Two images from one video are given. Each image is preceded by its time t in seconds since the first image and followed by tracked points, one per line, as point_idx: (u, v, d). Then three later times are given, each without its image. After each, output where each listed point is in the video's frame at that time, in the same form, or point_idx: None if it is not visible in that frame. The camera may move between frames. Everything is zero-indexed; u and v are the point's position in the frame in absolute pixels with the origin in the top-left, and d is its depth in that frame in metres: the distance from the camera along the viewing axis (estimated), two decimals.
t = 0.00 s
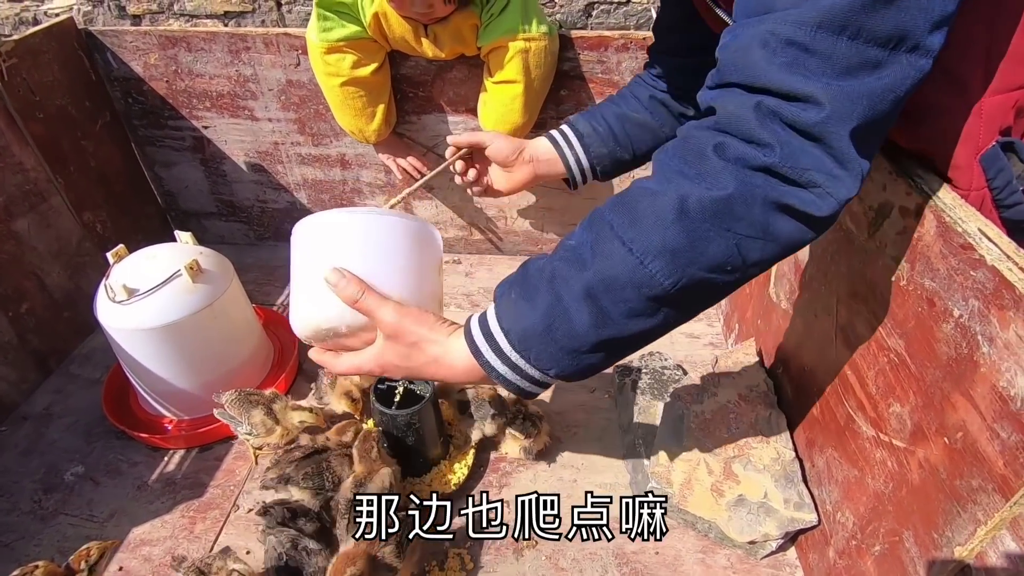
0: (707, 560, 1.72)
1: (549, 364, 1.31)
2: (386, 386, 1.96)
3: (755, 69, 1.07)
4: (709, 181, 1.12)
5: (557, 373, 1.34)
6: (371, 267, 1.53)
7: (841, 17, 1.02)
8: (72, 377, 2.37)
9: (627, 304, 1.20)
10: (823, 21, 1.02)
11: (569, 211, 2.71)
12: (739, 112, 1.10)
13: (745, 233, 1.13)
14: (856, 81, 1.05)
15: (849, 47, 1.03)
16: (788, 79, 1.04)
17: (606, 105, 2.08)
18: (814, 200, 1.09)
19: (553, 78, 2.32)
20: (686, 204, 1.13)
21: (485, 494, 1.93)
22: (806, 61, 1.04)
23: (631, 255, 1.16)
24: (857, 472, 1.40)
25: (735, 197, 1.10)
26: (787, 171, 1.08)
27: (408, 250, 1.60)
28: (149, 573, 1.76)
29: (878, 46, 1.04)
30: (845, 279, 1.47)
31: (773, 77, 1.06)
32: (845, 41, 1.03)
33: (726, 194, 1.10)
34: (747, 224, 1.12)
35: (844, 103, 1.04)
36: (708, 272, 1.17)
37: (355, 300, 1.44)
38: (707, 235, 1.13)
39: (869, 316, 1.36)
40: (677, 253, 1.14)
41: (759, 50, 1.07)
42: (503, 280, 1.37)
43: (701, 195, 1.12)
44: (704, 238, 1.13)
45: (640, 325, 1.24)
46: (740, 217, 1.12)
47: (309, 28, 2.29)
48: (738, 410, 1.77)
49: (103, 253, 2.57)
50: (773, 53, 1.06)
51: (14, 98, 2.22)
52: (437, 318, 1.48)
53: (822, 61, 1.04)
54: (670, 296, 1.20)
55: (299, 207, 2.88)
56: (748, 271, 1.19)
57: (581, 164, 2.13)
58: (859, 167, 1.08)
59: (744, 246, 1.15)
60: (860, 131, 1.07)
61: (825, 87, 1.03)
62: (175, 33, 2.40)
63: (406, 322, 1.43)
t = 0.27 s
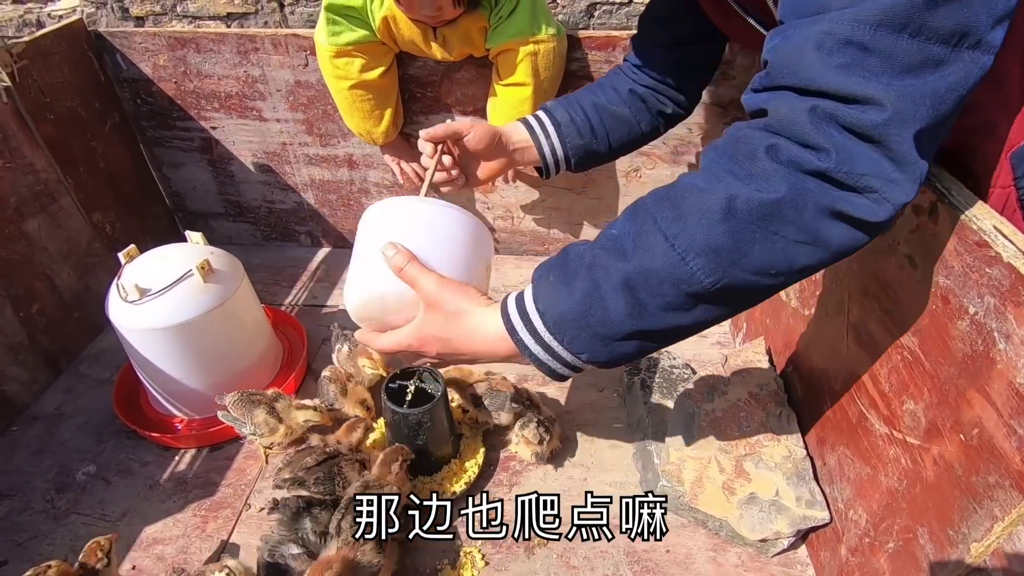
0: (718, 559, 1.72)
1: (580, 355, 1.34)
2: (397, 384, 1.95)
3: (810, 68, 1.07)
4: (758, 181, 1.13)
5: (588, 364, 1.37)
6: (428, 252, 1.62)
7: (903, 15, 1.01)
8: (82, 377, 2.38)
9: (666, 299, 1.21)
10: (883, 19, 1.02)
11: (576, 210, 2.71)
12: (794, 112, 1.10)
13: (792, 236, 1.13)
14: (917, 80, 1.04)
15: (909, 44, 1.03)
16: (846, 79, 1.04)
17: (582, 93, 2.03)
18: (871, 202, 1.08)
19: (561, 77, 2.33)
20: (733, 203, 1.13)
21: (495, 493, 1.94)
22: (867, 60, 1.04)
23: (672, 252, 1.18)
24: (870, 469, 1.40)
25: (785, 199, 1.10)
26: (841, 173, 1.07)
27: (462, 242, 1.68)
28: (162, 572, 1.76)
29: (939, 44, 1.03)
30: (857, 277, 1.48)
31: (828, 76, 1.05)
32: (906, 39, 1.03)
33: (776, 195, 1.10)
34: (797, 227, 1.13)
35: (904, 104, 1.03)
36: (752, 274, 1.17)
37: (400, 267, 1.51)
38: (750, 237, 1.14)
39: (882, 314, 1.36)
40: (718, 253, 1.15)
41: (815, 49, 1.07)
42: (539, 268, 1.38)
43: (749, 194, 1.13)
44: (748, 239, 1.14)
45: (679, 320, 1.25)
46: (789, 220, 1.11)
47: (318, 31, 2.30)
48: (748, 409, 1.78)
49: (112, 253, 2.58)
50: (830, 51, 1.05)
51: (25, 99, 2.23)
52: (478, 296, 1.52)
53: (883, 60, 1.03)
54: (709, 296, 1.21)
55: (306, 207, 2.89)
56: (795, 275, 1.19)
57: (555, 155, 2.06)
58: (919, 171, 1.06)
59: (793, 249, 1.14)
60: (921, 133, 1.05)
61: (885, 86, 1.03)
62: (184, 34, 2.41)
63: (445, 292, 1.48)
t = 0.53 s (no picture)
0: (726, 559, 1.73)
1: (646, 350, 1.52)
2: (406, 383, 1.96)
3: (861, 110, 1.12)
4: (805, 215, 1.22)
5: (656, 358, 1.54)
6: (555, 241, 1.78)
7: (953, 56, 1.03)
8: (92, 375, 2.40)
9: (721, 310, 1.35)
10: (934, 62, 1.05)
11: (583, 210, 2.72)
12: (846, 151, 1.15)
13: (838, 269, 1.20)
14: (974, 118, 1.04)
15: (964, 83, 1.04)
16: (894, 121, 1.08)
17: (654, 68, 2.14)
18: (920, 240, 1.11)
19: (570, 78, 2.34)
20: (782, 230, 1.23)
21: (502, 492, 1.94)
22: (917, 102, 1.06)
23: (722, 273, 1.32)
24: (879, 469, 1.41)
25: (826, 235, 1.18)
26: (887, 214, 1.12)
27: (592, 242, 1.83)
28: (173, 568, 1.77)
29: (998, 79, 1.03)
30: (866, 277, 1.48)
31: (879, 119, 1.10)
32: (961, 79, 1.04)
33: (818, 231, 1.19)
34: (845, 260, 1.18)
35: (952, 146, 1.04)
36: (800, 297, 1.27)
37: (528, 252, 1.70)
38: (794, 265, 1.24)
39: (892, 315, 1.37)
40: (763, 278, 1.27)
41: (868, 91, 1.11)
42: (622, 266, 1.53)
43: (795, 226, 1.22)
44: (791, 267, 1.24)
45: (737, 327, 1.38)
46: (832, 254, 1.19)
47: (327, 32, 2.31)
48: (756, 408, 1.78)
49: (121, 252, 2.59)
50: (882, 94, 1.10)
51: (37, 99, 2.25)
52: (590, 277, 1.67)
53: (935, 102, 1.05)
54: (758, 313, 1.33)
55: (313, 207, 2.90)
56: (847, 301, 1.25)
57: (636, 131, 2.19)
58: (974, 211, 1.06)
59: (840, 280, 1.21)
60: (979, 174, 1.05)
61: (935, 129, 1.05)
62: (194, 34, 2.42)
63: (563, 271, 1.65)
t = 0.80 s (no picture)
0: (717, 559, 1.73)
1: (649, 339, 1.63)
2: (400, 382, 1.97)
3: (812, 133, 1.17)
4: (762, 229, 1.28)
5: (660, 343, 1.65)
6: (590, 244, 1.97)
7: (890, 91, 1.05)
8: (89, 373, 2.41)
9: (701, 312, 1.45)
10: (873, 95, 1.08)
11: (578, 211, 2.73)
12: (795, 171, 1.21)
13: (791, 277, 1.27)
14: (908, 148, 1.07)
15: (901, 115, 1.06)
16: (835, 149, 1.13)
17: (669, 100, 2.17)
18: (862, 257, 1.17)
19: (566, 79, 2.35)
20: (744, 243, 1.31)
21: (496, 492, 1.95)
22: (856, 132, 1.10)
23: (700, 279, 1.40)
24: (867, 470, 1.41)
25: (776, 251, 1.25)
26: (827, 232, 1.18)
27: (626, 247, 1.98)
28: (166, 566, 1.78)
29: (933, 110, 1.04)
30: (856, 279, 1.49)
31: (827, 145, 1.14)
32: (898, 112, 1.06)
33: (770, 246, 1.26)
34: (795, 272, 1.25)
35: (884, 175, 1.08)
36: (765, 298, 1.35)
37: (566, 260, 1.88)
38: (755, 275, 1.31)
39: (881, 317, 1.37)
40: (733, 284, 1.35)
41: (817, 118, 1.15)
42: (640, 263, 1.63)
43: (754, 239, 1.29)
44: (754, 276, 1.31)
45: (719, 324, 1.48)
46: (784, 266, 1.26)
47: (324, 34, 2.32)
48: (749, 409, 1.79)
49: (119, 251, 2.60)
50: (829, 121, 1.14)
51: (35, 99, 2.26)
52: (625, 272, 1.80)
53: (871, 132, 1.09)
54: (734, 311, 1.42)
55: (311, 207, 2.91)
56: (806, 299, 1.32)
57: (671, 162, 2.25)
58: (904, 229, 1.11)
59: (794, 284, 1.28)
60: (910, 196, 1.09)
61: (869, 159, 1.09)
62: (191, 35, 2.44)
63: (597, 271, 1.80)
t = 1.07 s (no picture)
0: (706, 556, 1.74)
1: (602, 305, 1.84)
2: (389, 383, 1.98)
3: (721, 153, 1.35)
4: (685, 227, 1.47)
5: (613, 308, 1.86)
6: (565, 227, 2.25)
7: (781, 133, 1.23)
8: (79, 375, 2.40)
9: (642, 291, 1.66)
10: (769, 132, 1.25)
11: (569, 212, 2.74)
12: (708, 183, 1.39)
13: (706, 265, 1.49)
14: (793, 177, 1.26)
15: (789, 151, 1.24)
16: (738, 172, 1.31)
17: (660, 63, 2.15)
18: (757, 252, 1.41)
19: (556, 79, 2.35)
20: (671, 237, 1.50)
21: (486, 491, 1.96)
22: (755, 160, 1.29)
23: (638, 263, 1.60)
24: (852, 466, 1.43)
25: (693, 246, 1.46)
26: (729, 235, 1.40)
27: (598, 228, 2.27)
28: (156, 568, 1.78)
29: (815, 150, 1.22)
30: (841, 278, 1.50)
31: (732, 167, 1.33)
32: (788, 149, 1.24)
33: (688, 241, 1.47)
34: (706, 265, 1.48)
35: (771, 198, 1.29)
36: (688, 281, 1.57)
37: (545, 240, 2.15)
38: (680, 263, 1.52)
39: (864, 315, 1.39)
40: (663, 269, 1.56)
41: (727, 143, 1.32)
42: (602, 243, 1.80)
43: (678, 234, 1.49)
44: (679, 264, 1.52)
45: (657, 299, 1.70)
46: (700, 258, 1.48)
47: (314, 36, 2.33)
48: (737, 407, 1.80)
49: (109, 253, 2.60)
50: (736, 146, 1.31)
51: (24, 100, 2.26)
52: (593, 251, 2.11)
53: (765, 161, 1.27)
54: (667, 290, 1.63)
55: (302, 209, 2.91)
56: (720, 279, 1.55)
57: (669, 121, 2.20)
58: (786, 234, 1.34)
59: (708, 271, 1.51)
60: (791, 214, 1.30)
61: (763, 184, 1.29)
62: (182, 37, 2.44)
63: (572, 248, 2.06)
